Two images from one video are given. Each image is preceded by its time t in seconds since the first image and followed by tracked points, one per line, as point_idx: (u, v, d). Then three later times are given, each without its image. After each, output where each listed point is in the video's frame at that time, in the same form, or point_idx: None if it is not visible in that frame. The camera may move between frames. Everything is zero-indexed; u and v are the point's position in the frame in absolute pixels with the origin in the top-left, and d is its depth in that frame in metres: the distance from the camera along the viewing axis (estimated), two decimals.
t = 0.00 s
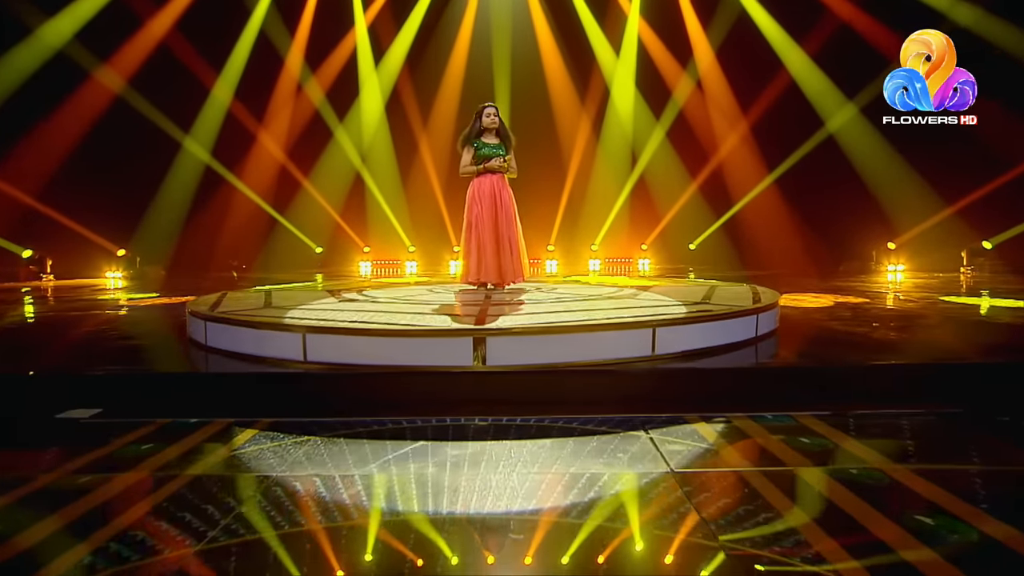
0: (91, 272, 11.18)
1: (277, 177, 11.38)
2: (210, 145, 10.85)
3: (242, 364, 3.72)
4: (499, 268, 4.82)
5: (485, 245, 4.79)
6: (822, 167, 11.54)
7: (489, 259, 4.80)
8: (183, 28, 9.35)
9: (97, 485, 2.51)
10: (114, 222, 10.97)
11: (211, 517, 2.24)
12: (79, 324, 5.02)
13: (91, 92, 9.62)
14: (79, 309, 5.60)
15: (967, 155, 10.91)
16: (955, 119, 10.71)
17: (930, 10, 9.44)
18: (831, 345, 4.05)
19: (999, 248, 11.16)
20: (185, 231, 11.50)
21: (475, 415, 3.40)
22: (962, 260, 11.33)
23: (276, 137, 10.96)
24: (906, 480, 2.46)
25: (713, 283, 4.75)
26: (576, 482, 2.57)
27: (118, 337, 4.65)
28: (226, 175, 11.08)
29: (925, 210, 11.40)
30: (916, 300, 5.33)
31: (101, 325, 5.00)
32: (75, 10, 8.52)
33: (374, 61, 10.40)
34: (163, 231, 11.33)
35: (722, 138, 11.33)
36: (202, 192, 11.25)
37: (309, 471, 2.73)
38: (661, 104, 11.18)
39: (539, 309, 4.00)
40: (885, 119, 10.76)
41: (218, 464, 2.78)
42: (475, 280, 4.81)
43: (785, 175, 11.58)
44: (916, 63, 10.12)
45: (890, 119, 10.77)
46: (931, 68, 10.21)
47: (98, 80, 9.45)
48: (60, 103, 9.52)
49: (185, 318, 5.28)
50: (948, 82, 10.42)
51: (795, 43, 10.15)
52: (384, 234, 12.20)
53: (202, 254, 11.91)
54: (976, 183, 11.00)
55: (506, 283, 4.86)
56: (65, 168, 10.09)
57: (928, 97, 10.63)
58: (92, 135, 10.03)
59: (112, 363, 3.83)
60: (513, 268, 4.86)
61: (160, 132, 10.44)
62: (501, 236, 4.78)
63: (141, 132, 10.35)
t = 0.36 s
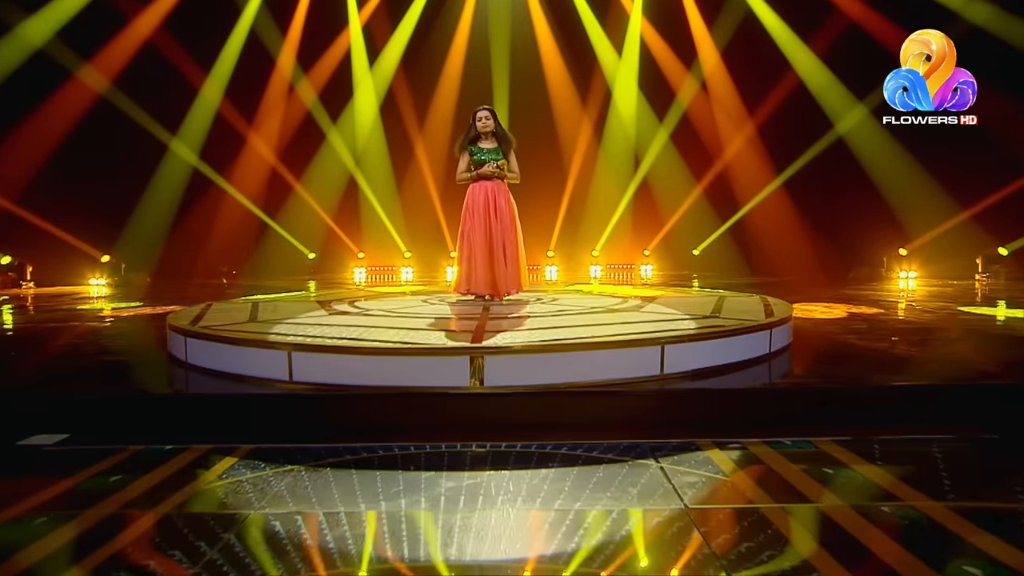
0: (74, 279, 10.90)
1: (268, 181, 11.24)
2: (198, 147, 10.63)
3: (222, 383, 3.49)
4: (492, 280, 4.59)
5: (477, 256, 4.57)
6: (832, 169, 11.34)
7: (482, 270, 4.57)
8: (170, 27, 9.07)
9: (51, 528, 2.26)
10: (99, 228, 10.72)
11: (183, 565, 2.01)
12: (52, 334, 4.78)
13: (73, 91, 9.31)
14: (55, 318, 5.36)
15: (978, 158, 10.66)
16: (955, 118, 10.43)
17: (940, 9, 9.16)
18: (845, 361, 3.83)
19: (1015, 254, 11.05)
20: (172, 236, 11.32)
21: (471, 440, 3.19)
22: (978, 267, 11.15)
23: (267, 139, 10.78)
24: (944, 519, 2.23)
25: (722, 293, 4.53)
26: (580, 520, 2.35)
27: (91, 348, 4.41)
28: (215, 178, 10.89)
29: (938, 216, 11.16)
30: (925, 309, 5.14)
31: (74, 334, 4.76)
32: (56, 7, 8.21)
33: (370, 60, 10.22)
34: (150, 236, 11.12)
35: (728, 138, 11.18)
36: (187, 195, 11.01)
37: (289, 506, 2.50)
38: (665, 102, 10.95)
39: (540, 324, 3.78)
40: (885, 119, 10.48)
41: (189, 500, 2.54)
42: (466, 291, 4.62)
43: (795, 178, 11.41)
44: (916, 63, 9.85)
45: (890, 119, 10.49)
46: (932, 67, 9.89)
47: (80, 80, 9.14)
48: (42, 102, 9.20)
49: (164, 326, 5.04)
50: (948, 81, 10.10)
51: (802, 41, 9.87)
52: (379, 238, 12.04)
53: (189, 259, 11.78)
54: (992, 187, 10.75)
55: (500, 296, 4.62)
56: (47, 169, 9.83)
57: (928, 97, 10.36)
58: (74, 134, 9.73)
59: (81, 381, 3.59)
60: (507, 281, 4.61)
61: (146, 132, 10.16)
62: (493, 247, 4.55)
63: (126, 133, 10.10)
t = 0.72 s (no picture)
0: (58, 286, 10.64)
1: (259, 186, 11.10)
2: (186, 151, 10.39)
3: (203, 407, 3.26)
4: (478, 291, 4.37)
5: (464, 264, 4.38)
6: (844, 175, 11.11)
7: (468, 280, 4.37)
8: (160, 28, 8.81)
9: None
10: (85, 235, 10.54)
11: None
12: (24, 346, 4.53)
13: (57, 94, 9.01)
14: (31, 329, 5.11)
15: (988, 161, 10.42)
16: (955, 118, 10.20)
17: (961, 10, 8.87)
18: (865, 380, 3.61)
19: None
20: (159, 242, 11.09)
21: (470, 471, 2.97)
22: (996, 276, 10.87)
23: (259, 144, 10.59)
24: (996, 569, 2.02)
25: (733, 306, 4.31)
26: (592, 567, 2.12)
27: (65, 362, 4.16)
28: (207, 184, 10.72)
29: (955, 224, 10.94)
30: (939, 321, 4.94)
31: (47, 346, 4.50)
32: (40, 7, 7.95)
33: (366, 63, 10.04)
34: (137, 242, 10.91)
35: (735, 143, 10.98)
36: (178, 200, 10.82)
37: (272, 548, 2.28)
38: (670, 105, 10.77)
39: (543, 342, 3.56)
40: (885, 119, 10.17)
41: (161, 540, 2.31)
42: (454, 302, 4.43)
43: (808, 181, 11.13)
44: (916, 63, 9.61)
45: (890, 119, 10.19)
46: (932, 68, 9.63)
47: (65, 82, 8.87)
48: (27, 103, 8.92)
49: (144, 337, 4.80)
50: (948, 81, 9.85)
51: (812, 44, 9.74)
52: (375, 245, 11.94)
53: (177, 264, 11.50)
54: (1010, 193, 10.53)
55: (487, 309, 4.36)
56: (30, 170, 9.59)
57: (929, 97, 10.06)
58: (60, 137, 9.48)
59: (48, 402, 3.34)
60: (492, 293, 4.35)
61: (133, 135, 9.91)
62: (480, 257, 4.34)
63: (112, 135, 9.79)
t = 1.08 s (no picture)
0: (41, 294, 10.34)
1: (250, 187, 10.92)
2: (175, 152, 10.19)
3: (185, 428, 3.05)
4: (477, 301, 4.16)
5: (463, 272, 4.18)
6: (859, 175, 10.94)
7: (467, 288, 4.19)
8: (146, 25, 8.56)
9: None
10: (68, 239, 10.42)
11: None
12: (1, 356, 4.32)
13: (38, 91, 8.76)
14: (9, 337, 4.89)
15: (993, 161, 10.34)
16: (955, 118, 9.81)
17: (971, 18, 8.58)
18: (889, 398, 3.40)
19: None
20: (148, 244, 10.96)
21: (472, 504, 2.79)
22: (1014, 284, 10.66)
23: (250, 146, 10.44)
24: None
25: (749, 316, 4.08)
26: None
27: (41, 374, 3.96)
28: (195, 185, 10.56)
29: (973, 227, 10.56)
30: (961, 329, 4.71)
31: (25, 356, 4.30)
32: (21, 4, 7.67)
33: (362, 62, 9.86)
34: (123, 246, 10.80)
35: (746, 143, 10.84)
36: (166, 203, 10.74)
37: None
38: (676, 110, 10.74)
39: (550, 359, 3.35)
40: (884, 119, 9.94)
41: None
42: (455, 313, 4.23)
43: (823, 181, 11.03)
44: (916, 63, 9.24)
45: (890, 119, 9.93)
46: (932, 68, 9.27)
47: (47, 80, 8.60)
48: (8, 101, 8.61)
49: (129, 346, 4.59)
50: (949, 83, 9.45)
51: (828, 46, 9.47)
52: (370, 244, 11.43)
53: (168, 268, 11.32)
54: None
55: (486, 320, 4.16)
56: (13, 170, 9.40)
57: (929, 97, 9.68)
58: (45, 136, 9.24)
59: (16, 420, 3.14)
60: (492, 304, 4.14)
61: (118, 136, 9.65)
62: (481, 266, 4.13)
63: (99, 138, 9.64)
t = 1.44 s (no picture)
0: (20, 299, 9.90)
1: (238, 189, 10.66)
2: (160, 152, 9.84)
3: (160, 452, 2.82)
4: (494, 313, 3.90)
5: (477, 284, 3.89)
6: (875, 178, 10.44)
7: (482, 301, 3.89)
8: (130, 16, 8.34)
9: None
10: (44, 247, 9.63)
11: None
12: None
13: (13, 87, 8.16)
14: None
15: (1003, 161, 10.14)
16: (955, 118, 9.49)
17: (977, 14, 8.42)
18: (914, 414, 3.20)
19: None
20: (126, 252, 10.34)
21: (473, 534, 2.58)
22: None
23: (238, 146, 10.27)
24: None
25: (762, 326, 3.85)
26: None
27: (6, 387, 3.70)
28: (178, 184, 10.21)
29: (1000, 227, 9.93)
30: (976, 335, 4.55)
31: None
32: None
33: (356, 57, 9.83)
34: (100, 251, 10.16)
35: (756, 143, 10.72)
36: (151, 202, 10.20)
37: None
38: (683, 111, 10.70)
39: (553, 377, 3.15)
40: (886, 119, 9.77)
41: None
42: (464, 326, 3.92)
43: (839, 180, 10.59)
44: (916, 64, 9.11)
45: (891, 119, 9.76)
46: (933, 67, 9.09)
47: (24, 77, 8.11)
48: None
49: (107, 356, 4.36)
50: (948, 81, 9.18)
51: (839, 39, 9.33)
52: (364, 253, 11.38)
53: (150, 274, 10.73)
54: None
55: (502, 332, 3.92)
56: None
57: (930, 97, 9.46)
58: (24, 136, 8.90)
59: None
60: (510, 314, 3.92)
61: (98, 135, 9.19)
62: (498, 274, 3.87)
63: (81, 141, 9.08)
